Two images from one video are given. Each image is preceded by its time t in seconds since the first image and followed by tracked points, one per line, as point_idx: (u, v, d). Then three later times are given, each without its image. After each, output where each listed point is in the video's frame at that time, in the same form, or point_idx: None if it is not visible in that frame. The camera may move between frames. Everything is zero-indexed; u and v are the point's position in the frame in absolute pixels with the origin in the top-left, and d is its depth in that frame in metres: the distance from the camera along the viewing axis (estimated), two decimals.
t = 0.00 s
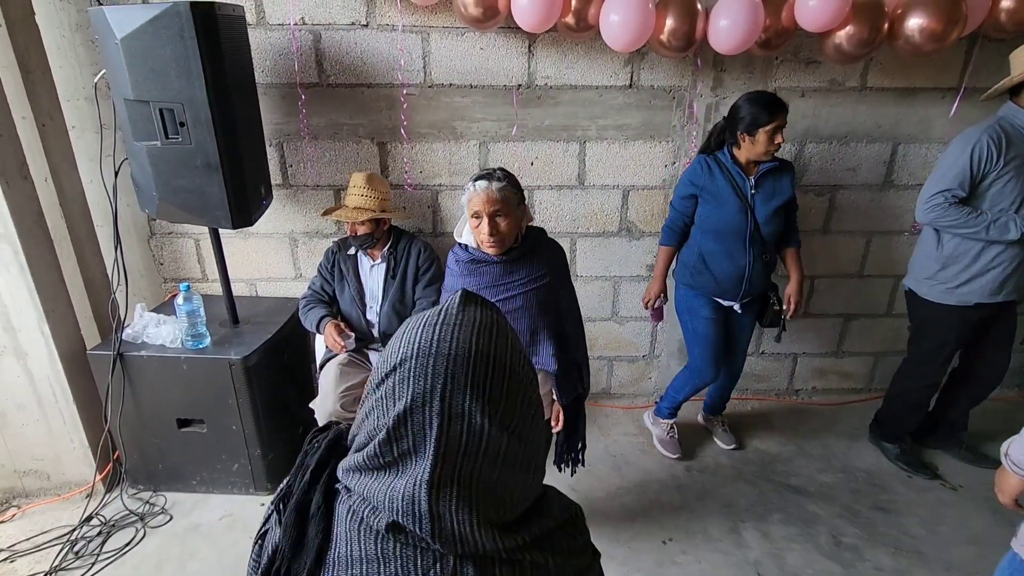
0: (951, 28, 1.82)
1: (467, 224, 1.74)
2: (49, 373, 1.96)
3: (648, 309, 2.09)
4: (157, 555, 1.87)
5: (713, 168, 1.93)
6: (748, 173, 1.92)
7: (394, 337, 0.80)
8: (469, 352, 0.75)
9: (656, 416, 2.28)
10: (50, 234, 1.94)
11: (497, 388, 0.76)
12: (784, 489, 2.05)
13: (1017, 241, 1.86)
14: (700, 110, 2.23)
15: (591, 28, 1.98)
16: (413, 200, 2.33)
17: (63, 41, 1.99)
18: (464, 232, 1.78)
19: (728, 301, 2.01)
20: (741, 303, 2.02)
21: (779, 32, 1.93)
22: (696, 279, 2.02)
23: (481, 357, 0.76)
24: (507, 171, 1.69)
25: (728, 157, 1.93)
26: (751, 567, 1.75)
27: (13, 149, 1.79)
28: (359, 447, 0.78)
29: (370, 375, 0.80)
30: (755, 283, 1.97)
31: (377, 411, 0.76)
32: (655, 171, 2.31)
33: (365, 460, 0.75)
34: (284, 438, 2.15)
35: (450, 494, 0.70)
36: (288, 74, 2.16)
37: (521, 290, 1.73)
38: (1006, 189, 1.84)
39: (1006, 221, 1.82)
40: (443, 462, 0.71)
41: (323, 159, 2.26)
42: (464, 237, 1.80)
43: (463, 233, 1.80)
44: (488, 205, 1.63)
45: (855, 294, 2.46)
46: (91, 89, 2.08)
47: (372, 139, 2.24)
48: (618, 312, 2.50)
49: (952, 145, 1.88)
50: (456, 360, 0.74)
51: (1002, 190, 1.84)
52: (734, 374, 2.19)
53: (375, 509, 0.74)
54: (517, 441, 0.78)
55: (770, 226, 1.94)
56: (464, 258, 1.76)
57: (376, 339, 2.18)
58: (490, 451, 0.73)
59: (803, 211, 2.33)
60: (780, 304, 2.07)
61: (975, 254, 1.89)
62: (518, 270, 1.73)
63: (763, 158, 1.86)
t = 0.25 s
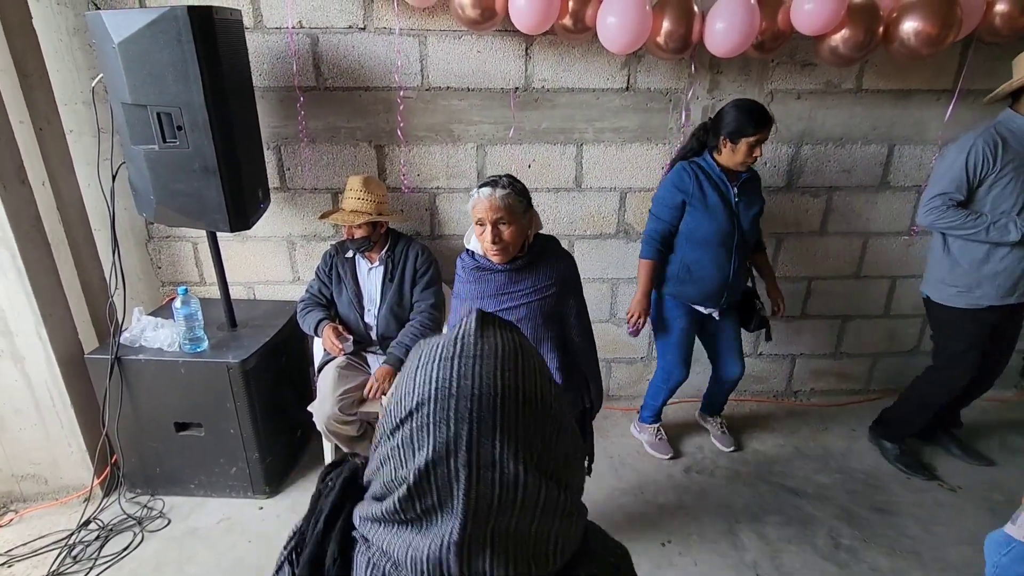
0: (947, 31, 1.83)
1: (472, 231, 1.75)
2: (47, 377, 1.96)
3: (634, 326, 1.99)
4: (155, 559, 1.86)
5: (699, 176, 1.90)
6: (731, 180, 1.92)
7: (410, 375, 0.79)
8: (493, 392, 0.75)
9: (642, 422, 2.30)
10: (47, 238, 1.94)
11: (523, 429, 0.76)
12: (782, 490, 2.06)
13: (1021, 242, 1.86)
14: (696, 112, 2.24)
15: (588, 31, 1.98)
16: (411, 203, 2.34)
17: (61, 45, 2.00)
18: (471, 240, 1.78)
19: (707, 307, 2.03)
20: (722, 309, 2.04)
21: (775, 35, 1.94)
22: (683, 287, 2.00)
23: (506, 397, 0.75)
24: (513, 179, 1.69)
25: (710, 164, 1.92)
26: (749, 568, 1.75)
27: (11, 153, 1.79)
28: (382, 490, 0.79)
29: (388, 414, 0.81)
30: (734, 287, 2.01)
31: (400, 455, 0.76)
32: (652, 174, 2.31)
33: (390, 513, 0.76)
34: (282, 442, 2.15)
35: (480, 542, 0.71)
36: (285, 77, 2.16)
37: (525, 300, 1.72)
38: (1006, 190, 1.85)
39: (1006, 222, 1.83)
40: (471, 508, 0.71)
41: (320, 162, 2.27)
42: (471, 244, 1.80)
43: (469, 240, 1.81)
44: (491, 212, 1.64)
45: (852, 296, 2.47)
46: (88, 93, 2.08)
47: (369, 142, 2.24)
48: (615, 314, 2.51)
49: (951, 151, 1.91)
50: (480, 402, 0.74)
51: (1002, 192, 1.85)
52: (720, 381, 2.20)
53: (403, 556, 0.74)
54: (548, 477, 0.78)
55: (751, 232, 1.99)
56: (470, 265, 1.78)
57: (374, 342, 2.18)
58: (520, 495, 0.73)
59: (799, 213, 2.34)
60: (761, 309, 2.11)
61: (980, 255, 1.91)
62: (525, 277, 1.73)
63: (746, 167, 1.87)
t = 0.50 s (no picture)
0: (937, 33, 1.84)
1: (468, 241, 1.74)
2: (39, 383, 1.95)
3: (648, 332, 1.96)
4: (148, 565, 1.85)
5: (688, 174, 1.89)
6: (717, 177, 1.93)
7: (439, 397, 0.82)
8: (525, 413, 0.77)
9: (636, 424, 2.29)
10: (39, 243, 1.93)
11: (554, 454, 0.76)
12: (777, 490, 2.06)
13: (1016, 241, 1.86)
14: (690, 115, 2.24)
15: (581, 34, 1.99)
16: (405, 206, 2.34)
17: (53, 50, 1.99)
18: (469, 249, 1.78)
19: (693, 305, 2.02)
20: (705, 309, 2.05)
21: (767, 37, 1.96)
22: (671, 287, 2.01)
23: (537, 419, 0.77)
24: (508, 190, 1.67)
25: (697, 162, 1.91)
26: (744, 569, 1.75)
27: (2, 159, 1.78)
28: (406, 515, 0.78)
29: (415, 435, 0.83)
30: (719, 284, 2.01)
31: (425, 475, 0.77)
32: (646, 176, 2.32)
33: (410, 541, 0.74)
34: (277, 446, 2.14)
35: (509, 572, 0.69)
36: (278, 81, 2.16)
37: (520, 312, 1.72)
38: (998, 190, 1.86)
39: (997, 222, 1.84)
40: (497, 532, 0.70)
41: (314, 166, 2.27)
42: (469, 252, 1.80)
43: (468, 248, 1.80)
44: (486, 224, 1.62)
45: (846, 296, 2.48)
46: (80, 98, 2.08)
47: (363, 146, 2.24)
48: (610, 316, 2.51)
49: (947, 149, 1.93)
50: (510, 424, 0.75)
51: (996, 191, 1.87)
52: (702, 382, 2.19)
53: None
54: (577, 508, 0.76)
55: (730, 231, 2.00)
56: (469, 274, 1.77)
57: (369, 346, 2.18)
58: (549, 521, 0.72)
59: (792, 214, 2.35)
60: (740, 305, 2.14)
61: (972, 254, 1.93)
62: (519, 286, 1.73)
63: (733, 165, 1.87)
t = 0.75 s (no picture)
0: (924, 36, 1.86)
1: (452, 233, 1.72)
2: (29, 387, 1.93)
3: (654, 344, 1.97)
4: (139, 570, 1.84)
5: (682, 183, 1.90)
6: (710, 185, 1.95)
7: (436, 432, 0.91)
8: (514, 447, 0.87)
9: (630, 425, 2.30)
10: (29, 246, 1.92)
11: (539, 486, 0.86)
12: (769, 490, 2.08)
13: (994, 243, 1.89)
14: (681, 117, 2.26)
15: (573, 38, 2.00)
16: (398, 208, 2.34)
17: (43, 52, 1.98)
18: (452, 241, 1.77)
19: (687, 311, 2.06)
20: (700, 312, 2.07)
21: (756, 40, 1.97)
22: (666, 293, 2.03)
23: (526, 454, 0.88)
24: (491, 180, 1.65)
25: (689, 170, 1.92)
26: (736, 569, 1.76)
27: None
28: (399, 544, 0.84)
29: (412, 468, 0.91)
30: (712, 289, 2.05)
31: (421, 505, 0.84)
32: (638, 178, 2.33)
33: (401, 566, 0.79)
34: (270, 449, 2.14)
35: None
36: (271, 84, 2.15)
37: (505, 301, 1.72)
38: (978, 191, 1.88)
39: (977, 224, 1.86)
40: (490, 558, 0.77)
41: (307, 168, 2.26)
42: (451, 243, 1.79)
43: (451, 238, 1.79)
44: (469, 216, 1.61)
45: (837, 297, 2.50)
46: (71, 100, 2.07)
47: (356, 148, 2.24)
48: (603, 317, 2.52)
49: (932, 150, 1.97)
50: (505, 455, 0.86)
51: (976, 193, 1.89)
52: (698, 383, 2.20)
53: None
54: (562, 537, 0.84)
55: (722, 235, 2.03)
56: (454, 266, 1.78)
57: (362, 348, 2.18)
58: (533, 548, 0.80)
59: (783, 216, 2.36)
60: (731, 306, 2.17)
61: (951, 255, 1.97)
62: (504, 278, 1.73)
63: (727, 174, 1.89)
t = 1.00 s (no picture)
0: (904, 39, 1.89)
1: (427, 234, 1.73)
2: (12, 394, 1.91)
3: (637, 339, 2.00)
4: None
5: (679, 185, 1.90)
6: (709, 189, 1.94)
7: (372, 383, 0.76)
8: (461, 397, 0.72)
9: (622, 426, 2.30)
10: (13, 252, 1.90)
11: (489, 422, 0.73)
12: (758, 490, 2.09)
13: (959, 239, 1.95)
14: (668, 120, 2.28)
15: (560, 43, 2.01)
16: (387, 211, 2.34)
17: (27, 56, 1.96)
18: (426, 241, 1.78)
19: (687, 313, 2.04)
20: (701, 316, 2.06)
21: (741, 44, 2.00)
22: (662, 296, 2.02)
23: (476, 403, 0.73)
24: (465, 183, 1.69)
25: (688, 173, 1.92)
26: (725, 568, 1.77)
27: None
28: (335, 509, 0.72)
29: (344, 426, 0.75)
30: (711, 292, 2.04)
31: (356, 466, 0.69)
32: (626, 181, 2.35)
33: (340, 533, 0.68)
34: (259, 454, 2.12)
35: (449, 552, 0.66)
36: (258, 87, 2.15)
37: (482, 297, 1.75)
38: (942, 188, 1.95)
39: (941, 220, 1.93)
40: (437, 519, 0.66)
41: (295, 172, 2.26)
42: (425, 245, 1.80)
43: (423, 240, 1.80)
44: (447, 219, 1.63)
45: (823, 298, 2.53)
46: (55, 103, 2.05)
47: (345, 151, 2.24)
48: (593, 319, 2.53)
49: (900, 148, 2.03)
50: (446, 399, 0.71)
51: (941, 189, 1.95)
52: (692, 388, 2.21)
53: None
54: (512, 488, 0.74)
55: (721, 239, 2.02)
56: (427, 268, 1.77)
57: (351, 351, 2.18)
58: (483, 497, 0.69)
59: (770, 218, 2.39)
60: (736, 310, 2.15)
61: (915, 250, 2.02)
62: (480, 279, 1.75)
63: (727, 179, 1.89)
